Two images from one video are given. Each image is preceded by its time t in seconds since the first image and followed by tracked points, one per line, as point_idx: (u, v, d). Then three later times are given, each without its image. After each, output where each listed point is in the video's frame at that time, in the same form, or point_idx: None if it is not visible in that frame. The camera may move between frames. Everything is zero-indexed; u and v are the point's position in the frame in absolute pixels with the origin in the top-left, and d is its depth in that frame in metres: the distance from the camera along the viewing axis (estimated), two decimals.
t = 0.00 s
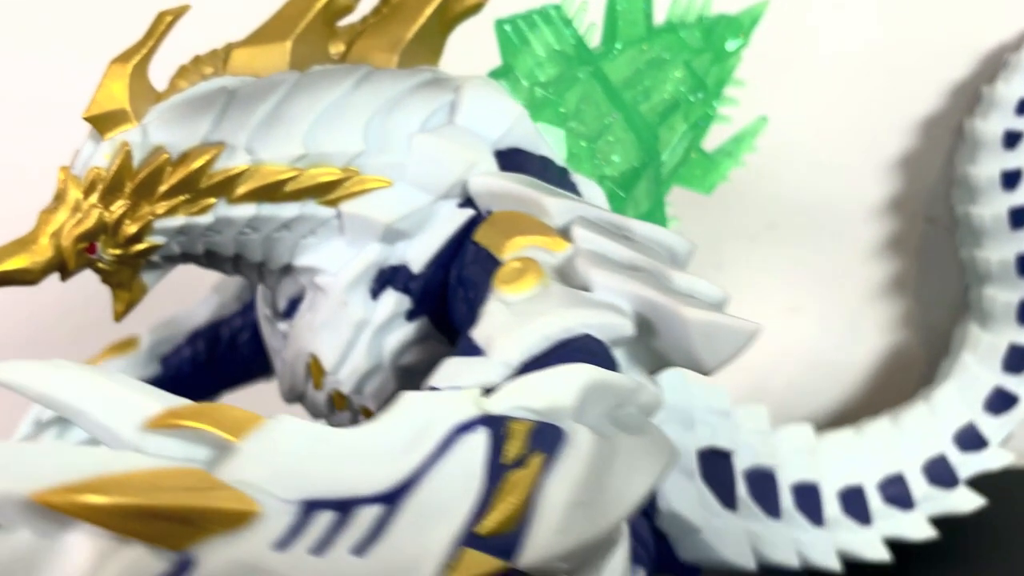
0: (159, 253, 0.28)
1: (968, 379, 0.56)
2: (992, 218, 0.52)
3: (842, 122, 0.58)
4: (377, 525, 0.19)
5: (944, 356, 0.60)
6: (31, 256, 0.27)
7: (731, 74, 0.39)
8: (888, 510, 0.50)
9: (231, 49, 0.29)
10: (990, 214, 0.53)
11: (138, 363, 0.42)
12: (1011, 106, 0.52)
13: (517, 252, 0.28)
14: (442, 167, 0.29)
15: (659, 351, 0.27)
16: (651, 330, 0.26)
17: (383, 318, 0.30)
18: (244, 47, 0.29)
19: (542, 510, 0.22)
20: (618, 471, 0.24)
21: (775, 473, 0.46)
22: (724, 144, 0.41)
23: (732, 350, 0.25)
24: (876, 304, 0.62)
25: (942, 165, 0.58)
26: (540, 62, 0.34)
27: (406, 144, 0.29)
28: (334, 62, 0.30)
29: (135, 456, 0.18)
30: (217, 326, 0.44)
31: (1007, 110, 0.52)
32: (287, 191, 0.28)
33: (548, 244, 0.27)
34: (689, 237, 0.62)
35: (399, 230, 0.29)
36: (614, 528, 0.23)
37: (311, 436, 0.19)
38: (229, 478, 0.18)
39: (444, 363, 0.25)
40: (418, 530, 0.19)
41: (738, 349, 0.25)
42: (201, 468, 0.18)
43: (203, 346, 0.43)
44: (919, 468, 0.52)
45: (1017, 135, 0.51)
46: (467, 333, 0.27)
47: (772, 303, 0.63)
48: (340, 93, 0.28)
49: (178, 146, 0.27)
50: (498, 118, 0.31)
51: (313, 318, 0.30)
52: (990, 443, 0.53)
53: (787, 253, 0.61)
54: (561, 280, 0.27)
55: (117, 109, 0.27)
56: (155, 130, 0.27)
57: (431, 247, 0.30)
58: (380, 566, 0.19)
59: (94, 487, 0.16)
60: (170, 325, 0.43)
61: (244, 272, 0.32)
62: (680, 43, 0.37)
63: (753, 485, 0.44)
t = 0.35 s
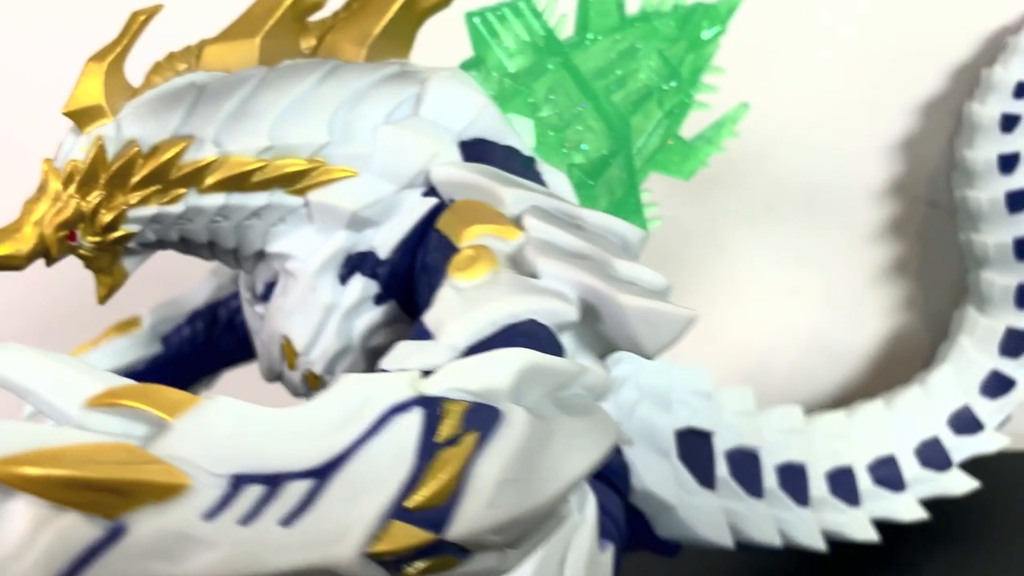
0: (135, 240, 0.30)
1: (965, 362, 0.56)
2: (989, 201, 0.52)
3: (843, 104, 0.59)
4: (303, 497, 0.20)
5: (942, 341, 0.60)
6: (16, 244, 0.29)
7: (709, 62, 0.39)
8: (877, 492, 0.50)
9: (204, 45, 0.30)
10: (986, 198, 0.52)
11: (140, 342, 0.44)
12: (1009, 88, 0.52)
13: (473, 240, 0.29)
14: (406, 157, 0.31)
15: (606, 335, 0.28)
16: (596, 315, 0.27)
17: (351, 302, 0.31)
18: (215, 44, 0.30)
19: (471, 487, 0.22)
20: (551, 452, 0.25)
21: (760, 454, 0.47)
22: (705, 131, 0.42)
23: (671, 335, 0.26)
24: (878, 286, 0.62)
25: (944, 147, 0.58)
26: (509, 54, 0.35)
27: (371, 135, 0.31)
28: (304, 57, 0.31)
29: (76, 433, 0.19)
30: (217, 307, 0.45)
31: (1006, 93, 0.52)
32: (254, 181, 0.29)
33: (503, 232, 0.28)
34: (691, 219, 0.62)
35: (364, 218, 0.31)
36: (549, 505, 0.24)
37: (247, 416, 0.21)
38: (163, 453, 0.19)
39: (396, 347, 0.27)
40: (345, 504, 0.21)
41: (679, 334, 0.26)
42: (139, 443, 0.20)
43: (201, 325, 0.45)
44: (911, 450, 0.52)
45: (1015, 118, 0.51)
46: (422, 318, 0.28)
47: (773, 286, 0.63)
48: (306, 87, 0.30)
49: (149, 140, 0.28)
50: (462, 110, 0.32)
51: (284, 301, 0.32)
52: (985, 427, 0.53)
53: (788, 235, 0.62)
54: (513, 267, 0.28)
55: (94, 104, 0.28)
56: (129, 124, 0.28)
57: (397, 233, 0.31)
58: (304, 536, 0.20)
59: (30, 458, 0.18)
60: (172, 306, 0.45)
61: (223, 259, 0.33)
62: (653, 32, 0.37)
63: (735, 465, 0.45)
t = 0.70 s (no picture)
0: (127, 228, 0.32)
1: (964, 347, 0.56)
2: (987, 188, 0.52)
3: (846, 90, 0.59)
4: (264, 472, 0.22)
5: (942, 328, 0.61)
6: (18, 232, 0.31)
7: (694, 51, 0.40)
8: (870, 475, 0.51)
9: (192, 42, 0.31)
10: (986, 182, 0.52)
11: (150, 323, 0.46)
12: (1009, 75, 0.52)
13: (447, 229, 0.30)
14: (385, 149, 0.32)
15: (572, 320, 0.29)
16: (560, 301, 0.28)
17: (335, 288, 0.33)
18: (203, 41, 0.31)
19: (431, 464, 0.23)
20: (514, 432, 0.25)
21: (750, 437, 0.47)
22: (694, 119, 0.43)
23: (631, 323, 0.27)
24: (883, 271, 0.62)
25: (948, 133, 0.58)
26: (491, 46, 0.36)
27: (351, 127, 0.32)
28: (290, 51, 0.32)
29: (50, 411, 0.21)
30: (220, 292, 0.47)
31: (1006, 79, 0.52)
32: (239, 172, 0.31)
33: (474, 221, 0.30)
34: (694, 204, 0.63)
35: (346, 208, 0.32)
36: (512, 484, 0.25)
37: (214, 396, 0.22)
38: (130, 430, 0.21)
39: (368, 333, 0.28)
40: (304, 480, 0.22)
41: (637, 321, 0.27)
42: (110, 421, 0.21)
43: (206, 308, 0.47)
44: (907, 435, 0.53)
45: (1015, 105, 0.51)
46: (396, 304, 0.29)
47: (776, 270, 0.64)
48: (288, 82, 0.31)
49: (138, 134, 0.30)
50: (441, 103, 0.33)
51: (272, 286, 0.34)
52: (982, 412, 0.54)
53: (791, 220, 0.62)
54: (483, 255, 0.29)
55: (86, 100, 0.30)
56: (120, 119, 0.30)
57: (378, 222, 0.32)
58: (262, 511, 0.21)
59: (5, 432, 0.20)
60: (179, 289, 0.47)
61: (215, 245, 0.35)
62: (636, 23, 0.38)
63: (724, 447, 0.46)
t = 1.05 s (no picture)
0: (137, 221, 0.33)
1: (963, 335, 0.57)
2: (987, 178, 0.53)
3: (850, 80, 0.59)
4: (255, 452, 0.23)
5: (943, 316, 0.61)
6: (33, 225, 0.33)
7: (687, 47, 0.41)
8: (868, 461, 0.52)
9: (197, 43, 0.33)
10: (985, 173, 0.53)
11: (167, 309, 0.48)
12: (1010, 66, 0.52)
13: (438, 223, 0.31)
14: (380, 146, 0.33)
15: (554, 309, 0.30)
16: (543, 292, 0.30)
17: (335, 278, 0.34)
18: (207, 43, 0.33)
19: (414, 447, 0.24)
20: (497, 417, 0.26)
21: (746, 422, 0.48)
22: (688, 113, 0.44)
23: (610, 314, 0.29)
24: (886, 259, 0.63)
25: (950, 124, 0.58)
26: (486, 44, 0.37)
27: (348, 125, 0.33)
28: (292, 51, 0.34)
29: (58, 395, 0.23)
30: (234, 280, 0.48)
31: (1006, 71, 0.52)
32: (241, 168, 0.32)
33: (464, 216, 0.31)
34: (699, 190, 0.63)
35: (344, 202, 0.34)
36: (495, 467, 0.26)
37: (209, 382, 0.24)
38: (131, 412, 0.23)
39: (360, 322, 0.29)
40: (292, 462, 0.23)
41: (615, 312, 0.29)
42: (112, 404, 0.23)
43: (221, 295, 0.49)
44: (905, 421, 0.54)
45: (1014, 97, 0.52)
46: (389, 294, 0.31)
47: (780, 258, 0.64)
48: (287, 82, 0.32)
49: (146, 132, 0.32)
50: (435, 101, 0.34)
51: (276, 276, 0.35)
52: (980, 399, 0.55)
53: (795, 208, 0.63)
54: (471, 247, 0.30)
55: (98, 100, 0.32)
56: (128, 118, 0.32)
57: (375, 215, 0.34)
58: (252, 489, 0.23)
59: (17, 413, 0.21)
60: (194, 276, 0.49)
61: (221, 236, 0.36)
62: (628, 20, 0.40)
63: (718, 432, 0.47)
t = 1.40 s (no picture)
0: (160, 216, 0.35)
1: (963, 325, 0.58)
2: (988, 172, 0.54)
3: (855, 73, 0.60)
4: (270, 434, 0.25)
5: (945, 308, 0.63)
6: (62, 219, 0.34)
7: (688, 46, 0.43)
8: (868, 448, 0.53)
9: (217, 46, 0.34)
10: (986, 167, 0.54)
11: (189, 297, 0.49)
12: (1010, 62, 0.53)
13: (444, 219, 0.33)
14: (390, 144, 0.35)
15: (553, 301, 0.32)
16: (543, 285, 0.32)
17: (348, 269, 0.36)
18: (226, 47, 0.34)
19: (419, 433, 0.26)
20: (497, 403, 0.28)
21: (746, 409, 0.50)
22: (690, 110, 0.45)
23: (606, 306, 0.30)
24: (891, 251, 0.64)
25: (953, 117, 0.59)
26: (491, 45, 0.39)
27: (360, 124, 0.35)
28: (306, 54, 0.36)
29: (89, 379, 0.24)
30: (252, 270, 0.50)
31: (1007, 67, 0.53)
32: (258, 166, 0.34)
33: (469, 212, 0.33)
34: (707, 185, 0.65)
35: (356, 197, 0.35)
36: (495, 451, 0.28)
37: (227, 368, 0.26)
38: (156, 397, 0.25)
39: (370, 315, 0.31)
40: (304, 443, 0.25)
41: (610, 304, 0.30)
42: (138, 389, 0.25)
43: (240, 284, 0.50)
44: (905, 410, 0.55)
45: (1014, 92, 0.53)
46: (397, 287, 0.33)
47: (785, 249, 0.65)
48: (302, 83, 0.34)
49: (168, 131, 0.33)
50: (443, 100, 0.36)
51: (292, 267, 0.37)
52: (980, 389, 0.56)
53: (800, 199, 0.64)
54: (476, 243, 0.32)
55: (122, 101, 0.33)
56: (152, 118, 0.33)
57: (385, 210, 0.35)
58: (267, 468, 0.24)
59: (53, 395, 0.23)
60: (215, 265, 0.51)
61: (240, 229, 0.38)
62: (630, 21, 0.41)
63: (719, 419, 0.48)
